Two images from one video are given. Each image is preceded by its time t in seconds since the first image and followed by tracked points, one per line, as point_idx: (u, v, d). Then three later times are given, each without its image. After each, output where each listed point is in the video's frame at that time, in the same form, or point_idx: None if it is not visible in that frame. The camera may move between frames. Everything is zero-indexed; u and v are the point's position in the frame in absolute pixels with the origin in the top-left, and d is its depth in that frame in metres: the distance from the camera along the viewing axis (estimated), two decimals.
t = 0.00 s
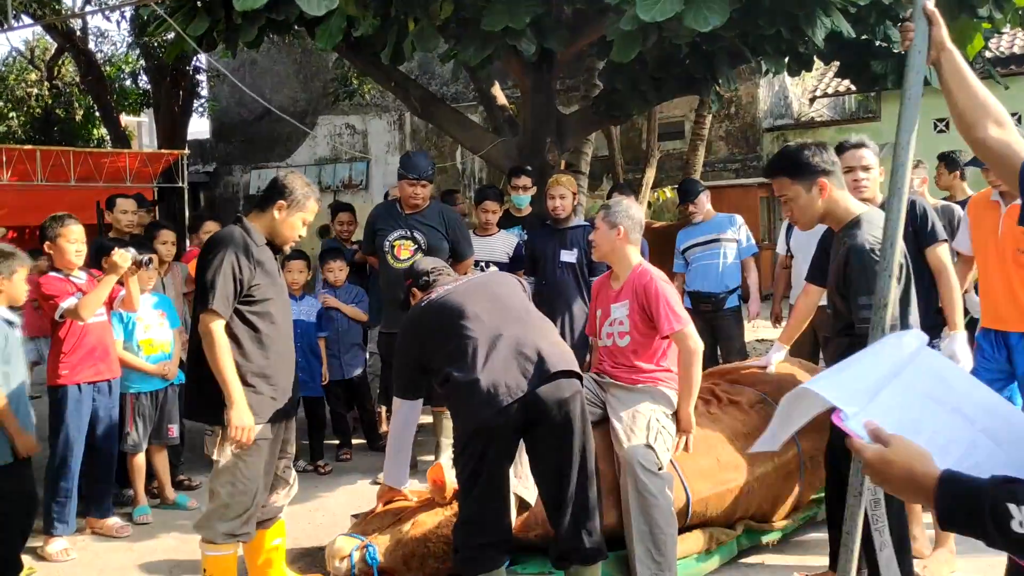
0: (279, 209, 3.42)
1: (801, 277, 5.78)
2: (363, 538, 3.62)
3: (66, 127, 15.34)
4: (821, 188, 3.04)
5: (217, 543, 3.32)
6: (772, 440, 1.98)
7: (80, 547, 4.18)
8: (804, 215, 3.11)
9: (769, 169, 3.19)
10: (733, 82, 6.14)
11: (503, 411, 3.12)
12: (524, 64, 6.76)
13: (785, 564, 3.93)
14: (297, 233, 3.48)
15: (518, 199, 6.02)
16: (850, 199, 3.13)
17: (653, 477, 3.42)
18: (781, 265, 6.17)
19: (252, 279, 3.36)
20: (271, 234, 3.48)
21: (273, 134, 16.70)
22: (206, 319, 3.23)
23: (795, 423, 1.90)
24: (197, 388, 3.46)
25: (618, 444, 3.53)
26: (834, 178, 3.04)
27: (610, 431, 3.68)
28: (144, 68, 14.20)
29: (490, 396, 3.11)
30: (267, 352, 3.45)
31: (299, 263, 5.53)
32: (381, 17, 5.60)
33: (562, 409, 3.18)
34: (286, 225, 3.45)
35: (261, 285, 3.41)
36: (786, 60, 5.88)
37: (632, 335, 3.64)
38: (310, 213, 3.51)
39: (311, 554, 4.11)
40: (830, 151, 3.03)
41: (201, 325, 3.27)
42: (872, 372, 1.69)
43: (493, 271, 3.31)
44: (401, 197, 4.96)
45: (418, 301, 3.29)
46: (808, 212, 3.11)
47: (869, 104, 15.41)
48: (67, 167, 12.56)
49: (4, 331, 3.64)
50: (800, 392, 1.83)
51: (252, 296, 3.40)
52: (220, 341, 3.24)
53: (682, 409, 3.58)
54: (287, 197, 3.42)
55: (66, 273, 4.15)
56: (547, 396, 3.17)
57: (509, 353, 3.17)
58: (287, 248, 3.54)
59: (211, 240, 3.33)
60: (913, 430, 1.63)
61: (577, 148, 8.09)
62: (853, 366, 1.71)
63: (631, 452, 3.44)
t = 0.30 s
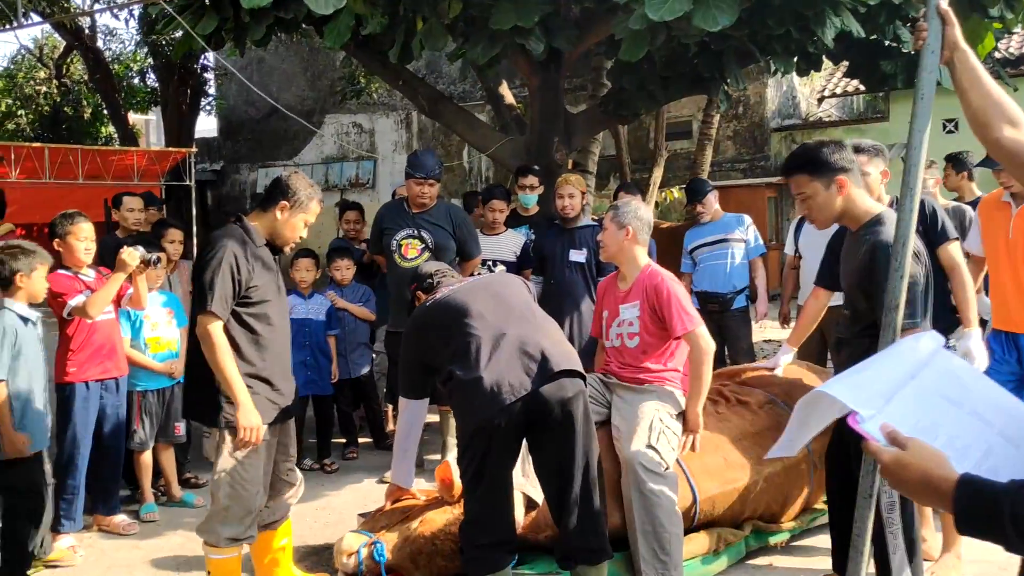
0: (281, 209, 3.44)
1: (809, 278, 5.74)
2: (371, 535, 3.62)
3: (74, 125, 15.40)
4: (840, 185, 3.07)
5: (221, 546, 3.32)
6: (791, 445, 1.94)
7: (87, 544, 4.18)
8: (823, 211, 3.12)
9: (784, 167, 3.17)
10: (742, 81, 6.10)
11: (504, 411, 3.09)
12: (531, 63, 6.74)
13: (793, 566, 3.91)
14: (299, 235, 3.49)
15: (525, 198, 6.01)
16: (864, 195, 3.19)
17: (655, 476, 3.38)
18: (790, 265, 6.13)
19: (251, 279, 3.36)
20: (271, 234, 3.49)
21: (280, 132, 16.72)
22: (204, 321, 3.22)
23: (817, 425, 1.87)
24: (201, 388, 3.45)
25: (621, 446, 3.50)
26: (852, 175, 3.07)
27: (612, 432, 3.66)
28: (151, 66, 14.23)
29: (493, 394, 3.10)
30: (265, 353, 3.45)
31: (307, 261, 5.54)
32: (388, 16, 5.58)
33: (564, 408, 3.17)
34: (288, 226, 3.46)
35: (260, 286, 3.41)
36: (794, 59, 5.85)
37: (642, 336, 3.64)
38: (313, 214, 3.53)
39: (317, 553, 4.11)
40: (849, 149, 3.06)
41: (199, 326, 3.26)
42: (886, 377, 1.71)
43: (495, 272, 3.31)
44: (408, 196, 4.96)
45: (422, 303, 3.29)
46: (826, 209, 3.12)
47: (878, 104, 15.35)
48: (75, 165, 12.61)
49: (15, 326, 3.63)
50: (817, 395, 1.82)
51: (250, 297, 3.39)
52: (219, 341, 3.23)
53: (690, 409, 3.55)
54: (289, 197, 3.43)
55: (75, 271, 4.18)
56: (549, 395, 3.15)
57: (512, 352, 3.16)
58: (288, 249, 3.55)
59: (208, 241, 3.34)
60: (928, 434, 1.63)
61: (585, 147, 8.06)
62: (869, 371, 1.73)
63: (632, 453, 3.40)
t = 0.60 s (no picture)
0: (278, 211, 3.45)
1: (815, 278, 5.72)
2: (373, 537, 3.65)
3: (80, 124, 15.43)
4: (865, 182, 3.07)
5: (215, 551, 3.36)
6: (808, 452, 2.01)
7: (92, 543, 4.18)
8: (847, 208, 3.11)
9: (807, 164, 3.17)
10: (748, 81, 6.06)
11: (508, 412, 3.09)
12: (537, 62, 6.72)
13: (798, 568, 3.89)
14: (292, 236, 3.52)
15: (530, 198, 5.99)
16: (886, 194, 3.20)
17: (656, 473, 3.37)
18: (796, 265, 6.11)
19: (248, 282, 3.38)
20: (265, 236, 3.50)
21: (285, 131, 16.73)
22: (208, 326, 3.23)
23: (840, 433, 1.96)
24: (198, 384, 3.43)
25: (622, 445, 3.48)
26: (876, 171, 3.07)
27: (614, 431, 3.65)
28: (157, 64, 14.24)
29: (498, 394, 3.09)
30: (254, 358, 3.46)
31: (315, 260, 5.54)
32: (394, 15, 5.57)
33: (569, 409, 3.16)
34: (283, 227, 3.49)
35: (255, 289, 3.43)
36: (801, 58, 5.82)
37: (653, 336, 3.63)
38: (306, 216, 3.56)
39: (321, 552, 4.10)
40: (872, 144, 3.06)
41: (203, 331, 3.27)
42: (899, 378, 1.73)
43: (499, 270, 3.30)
44: (413, 195, 4.96)
45: (425, 302, 3.29)
46: (849, 205, 3.11)
47: (884, 104, 15.30)
48: (80, 163, 12.63)
49: (18, 328, 3.65)
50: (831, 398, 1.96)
51: (246, 301, 3.41)
52: (225, 349, 3.25)
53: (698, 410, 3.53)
54: (287, 199, 3.45)
55: (80, 269, 4.17)
56: (555, 395, 3.14)
57: (517, 352, 3.15)
58: (280, 251, 3.57)
59: (201, 242, 3.35)
60: (941, 436, 1.63)
61: (590, 147, 8.04)
62: (882, 373, 1.75)
63: (632, 450, 3.41)
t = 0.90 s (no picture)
0: (271, 208, 3.44)
1: (818, 279, 5.70)
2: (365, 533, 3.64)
3: (83, 123, 15.44)
4: (894, 178, 3.00)
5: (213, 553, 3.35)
6: (823, 465, 2.06)
7: (93, 543, 4.18)
8: (875, 204, 3.05)
9: (836, 158, 3.13)
10: (751, 81, 6.04)
11: (514, 415, 3.08)
12: (539, 61, 6.71)
13: (800, 569, 3.88)
14: (284, 232, 3.50)
15: (532, 198, 5.98)
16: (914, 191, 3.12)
17: (656, 468, 3.35)
18: (799, 265, 6.09)
19: (246, 282, 3.38)
20: (258, 234, 3.49)
21: (287, 131, 16.73)
22: (208, 327, 3.23)
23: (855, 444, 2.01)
24: (199, 386, 3.43)
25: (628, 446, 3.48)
26: (906, 168, 3.00)
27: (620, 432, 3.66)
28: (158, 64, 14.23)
29: (504, 396, 3.08)
30: (252, 356, 3.46)
31: (322, 260, 5.54)
32: (396, 14, 5.55)
33: (575, 411, 3.16)
34: (276, 224, 3.47)
35: (253, 289, 3.43)
36: (804, 58, 5.80)
37: (655, 323, 3.62)
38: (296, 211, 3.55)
39: (323, 552, 4.09)
40: (902, 140, 2.99)
41: (202, 331, 3.27)
42: (904, 381, 1.74)
43: (500, 269, 3.28)
44: (414, 195, 4.95)
45: (427, 302, 3.28)
46: (877, 202, 3.05)
47: (887, 104, 15.26)
48: (83, 162, 12.63)
49: (18, 328, 3.65)
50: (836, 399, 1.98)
51: (244, 301, 3.41)
52: (224, 350, 3.24)
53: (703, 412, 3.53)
54: (279, 196, 3.45)
55: (81, 268, 4.18)
56: (561, 396, 3.14)
57: (522, 353, 3.14)
58: (272, 248, 3.55)
59: (196, 244, 3.33)
60: (947, 437, 1.62)
61: (592, 146, 8.03)
62: (889, 377, 1.76)
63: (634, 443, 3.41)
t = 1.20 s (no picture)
0: (258, 206, 3.44)
1: (819, 279, 5.69)
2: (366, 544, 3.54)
3: (82, 123, 15.43)
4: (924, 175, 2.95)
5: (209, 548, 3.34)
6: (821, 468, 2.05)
7: (91, 543, 4.17)
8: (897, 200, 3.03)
9: (868, 152, 3.07)
10: (751, 80, 6.03)
11: (511, 416, 3.07)
12: (539, 61, 6.70)
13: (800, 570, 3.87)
14: (271, 230, 3.51)
15: (532, 197, 5.96)
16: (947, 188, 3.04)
17: (656, 474, 3.35)
18: (800, 266, 6.07)
19: (241, 283, 3.39)
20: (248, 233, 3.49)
21: (287, 130, 16.72)
22: (208, 326, 3.23)
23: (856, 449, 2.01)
24: (196, 386, 3.42)
25: (624, 448, 3.45)
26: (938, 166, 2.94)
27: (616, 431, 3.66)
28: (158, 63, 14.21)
29: (499, 397, 3.07)
30: (247, 355, 3.47)
31: (325, 260, 5.56)
32: (395, 14, 5.54)
33: (572, 412, 3.15)
34: (264, 222, 3.47)
35: (247, 290, 3.44)
36: (804, 58, 5.79)
37: (647, 313, 3.60)
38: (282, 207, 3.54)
39: (321, 553, 4.08)
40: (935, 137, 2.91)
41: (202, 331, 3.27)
42: (905, 382, 1.71)
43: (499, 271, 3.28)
44: (414, 195, 4.94)
45: (422, 301, 3.27)
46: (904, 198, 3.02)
47: (887, 104, 15.23)
48: (83, 162, 12.59)
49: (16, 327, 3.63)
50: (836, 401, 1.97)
51: (240, 302, 3.41)
52: (225, 349, 3.25)
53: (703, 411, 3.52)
54: (264, 194, 3.43)
55: (80, 268, 4.18)
56: (557, 397, 3.13)
57: (518, 354, 3.13)
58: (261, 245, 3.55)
59: (195, 242, 3.34)
60: (948, 440, 1.62)
61: (592, 146, 8.02)
62: (889, 377, 1.73)
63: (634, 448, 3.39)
